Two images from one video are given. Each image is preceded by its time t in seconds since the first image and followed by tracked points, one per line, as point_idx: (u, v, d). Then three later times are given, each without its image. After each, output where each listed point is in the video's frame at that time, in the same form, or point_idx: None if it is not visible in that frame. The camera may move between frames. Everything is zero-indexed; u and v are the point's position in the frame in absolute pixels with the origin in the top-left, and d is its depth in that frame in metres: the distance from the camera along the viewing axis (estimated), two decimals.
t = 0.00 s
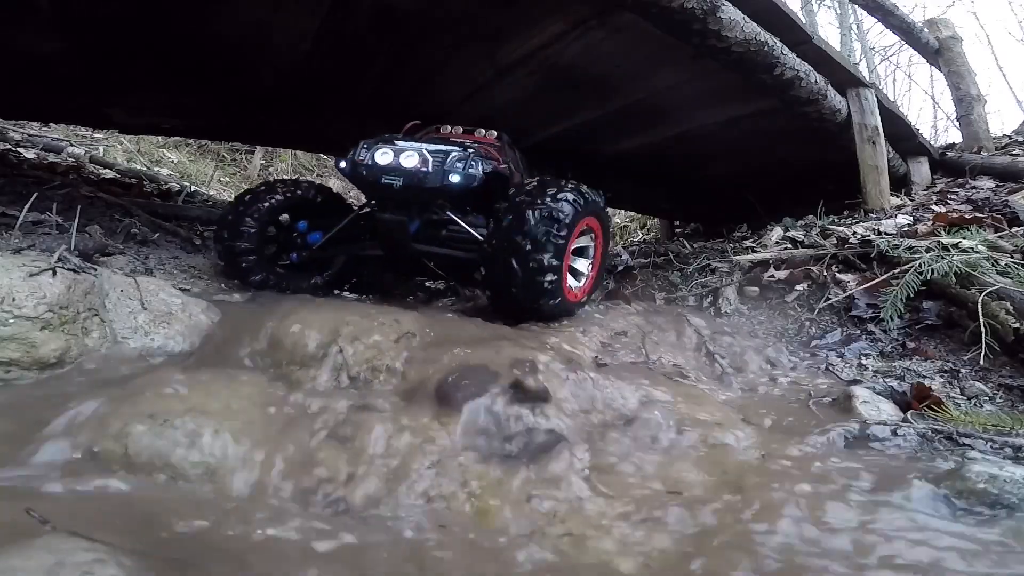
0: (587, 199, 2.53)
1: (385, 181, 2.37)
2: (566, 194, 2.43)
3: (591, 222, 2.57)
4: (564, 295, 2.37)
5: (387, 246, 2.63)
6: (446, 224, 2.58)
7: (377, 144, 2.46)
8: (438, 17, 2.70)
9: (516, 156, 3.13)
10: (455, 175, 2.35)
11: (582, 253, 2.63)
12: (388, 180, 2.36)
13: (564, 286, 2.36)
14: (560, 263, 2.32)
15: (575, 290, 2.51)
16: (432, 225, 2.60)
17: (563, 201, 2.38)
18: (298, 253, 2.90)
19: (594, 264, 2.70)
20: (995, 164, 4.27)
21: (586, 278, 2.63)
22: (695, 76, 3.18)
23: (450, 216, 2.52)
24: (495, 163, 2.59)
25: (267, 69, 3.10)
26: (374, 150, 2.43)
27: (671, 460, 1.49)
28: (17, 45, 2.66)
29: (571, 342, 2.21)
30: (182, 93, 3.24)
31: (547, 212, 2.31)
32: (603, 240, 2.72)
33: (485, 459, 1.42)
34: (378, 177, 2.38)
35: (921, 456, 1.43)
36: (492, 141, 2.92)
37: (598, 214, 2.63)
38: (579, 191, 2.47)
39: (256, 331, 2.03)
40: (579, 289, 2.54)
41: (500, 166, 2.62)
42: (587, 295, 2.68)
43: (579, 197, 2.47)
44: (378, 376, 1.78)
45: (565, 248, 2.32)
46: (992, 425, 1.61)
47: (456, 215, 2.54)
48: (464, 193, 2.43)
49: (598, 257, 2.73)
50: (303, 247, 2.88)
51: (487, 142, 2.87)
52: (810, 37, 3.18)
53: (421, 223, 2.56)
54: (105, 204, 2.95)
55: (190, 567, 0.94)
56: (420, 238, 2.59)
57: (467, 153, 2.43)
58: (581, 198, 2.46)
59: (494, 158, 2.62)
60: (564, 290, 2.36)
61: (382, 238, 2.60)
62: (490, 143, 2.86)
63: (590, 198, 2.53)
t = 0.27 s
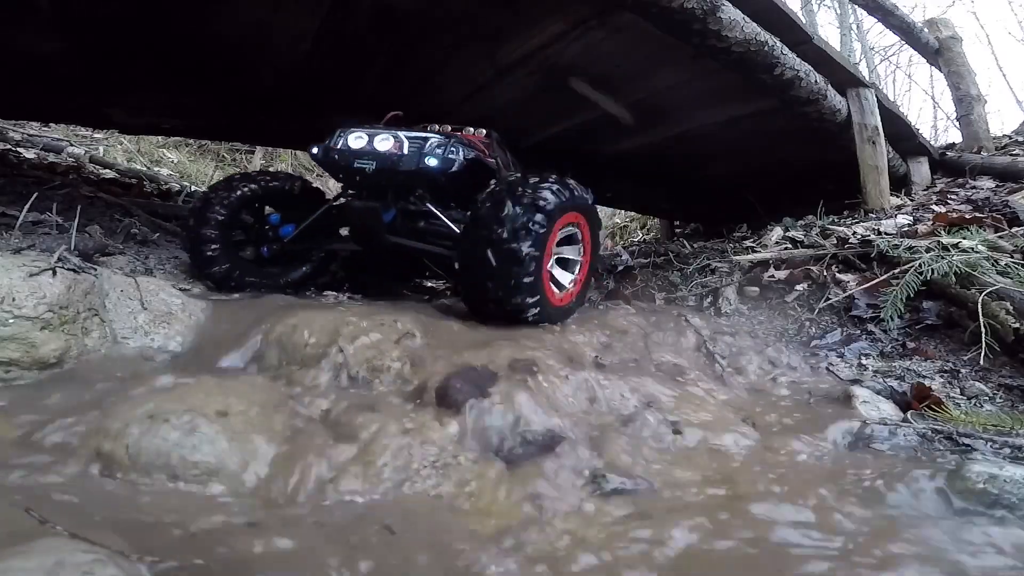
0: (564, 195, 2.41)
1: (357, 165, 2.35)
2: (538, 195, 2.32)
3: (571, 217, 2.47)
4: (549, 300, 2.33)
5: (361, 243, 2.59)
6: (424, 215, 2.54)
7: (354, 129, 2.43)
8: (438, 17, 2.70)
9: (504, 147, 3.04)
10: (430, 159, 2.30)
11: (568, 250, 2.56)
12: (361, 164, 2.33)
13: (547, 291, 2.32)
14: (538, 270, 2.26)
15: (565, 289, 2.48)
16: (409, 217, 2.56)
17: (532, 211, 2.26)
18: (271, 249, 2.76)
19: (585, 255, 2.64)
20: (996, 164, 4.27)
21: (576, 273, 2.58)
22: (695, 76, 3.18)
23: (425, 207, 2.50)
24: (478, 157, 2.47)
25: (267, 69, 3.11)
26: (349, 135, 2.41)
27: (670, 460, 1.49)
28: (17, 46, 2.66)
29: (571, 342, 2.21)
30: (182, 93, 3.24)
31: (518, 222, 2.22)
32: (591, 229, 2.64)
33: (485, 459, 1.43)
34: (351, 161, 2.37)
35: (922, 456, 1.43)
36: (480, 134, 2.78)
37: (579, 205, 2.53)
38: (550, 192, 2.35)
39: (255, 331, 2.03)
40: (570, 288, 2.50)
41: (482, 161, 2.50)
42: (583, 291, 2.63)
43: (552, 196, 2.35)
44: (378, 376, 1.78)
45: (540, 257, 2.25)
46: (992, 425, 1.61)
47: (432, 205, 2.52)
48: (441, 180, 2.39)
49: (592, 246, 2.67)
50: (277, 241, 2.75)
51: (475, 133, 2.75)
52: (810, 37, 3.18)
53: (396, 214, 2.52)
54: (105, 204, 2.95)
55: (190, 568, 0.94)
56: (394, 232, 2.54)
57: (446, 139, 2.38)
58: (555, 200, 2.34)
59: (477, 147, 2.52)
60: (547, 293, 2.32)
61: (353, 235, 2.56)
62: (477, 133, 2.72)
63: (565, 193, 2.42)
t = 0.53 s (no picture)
0: (520, 197, 2.15)
1: (311, 145, 2.20)
2: (493, 207, 2.08)
3: (535, 209, 2.25)
4: (533, 308, 2.25)
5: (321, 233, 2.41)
6: (391, 202, 2.31)
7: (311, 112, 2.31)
8: (438, 17, 2.70)
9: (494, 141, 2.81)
10: (389, 135, 2.17)
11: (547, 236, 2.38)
12: (315, 143, 2.19)
13: (529, 303, 2.24)
14: (510, 291, 2.12)
15: (553, 282, 2.40)
16: (373, 204, 2.33)
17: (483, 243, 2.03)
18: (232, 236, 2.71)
19: (567, 229, 2.46)
20: (996, 164, 4.27)
21: (561, 256, 2.44)
22: (695, 76, 3.18)
23: (391, 192, 2.27)
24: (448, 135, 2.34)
25: (267, 69, 3.11)
26: (307, 118, 2.30)
27: (670, 460, 1.49)
28: (17, 46, 2.66)
29: (571, 342, 2.21)
30: (181, 93, 3.24)
31: (470, 255, 2.03)
32: (566, 205, 2.41)
33: (485, 459, 1.43)
34: (306, 142, 2.23)
35: (921, 456, 1.43)
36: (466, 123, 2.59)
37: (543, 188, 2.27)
38: (500, 210, 2.08)
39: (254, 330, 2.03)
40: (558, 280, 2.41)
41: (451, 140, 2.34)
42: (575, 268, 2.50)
43: (506, 209, 2.09)
44: (378, 376, 1.78)
45: (507, 283, 2.10)
46: (992, 425, 1.61)
47: (399, 190, 2.29)
48: (404, 160, 2.23)
49: (574, 215, 2.47)
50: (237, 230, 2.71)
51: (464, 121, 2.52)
52: (809, 37, 3.18)
53: (360, 199, 2.31)
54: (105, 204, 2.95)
55: (191, 567, 0.94)
56: (357, 221, 2.33)
57: (412, 118, 2.24)
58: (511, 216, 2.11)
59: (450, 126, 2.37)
60: (530, 304, 2.24)
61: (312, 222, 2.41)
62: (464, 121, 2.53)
63: (516, 193, 2.13)
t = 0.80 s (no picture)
0: (480, 216, 1.92)
1: (281, 129, 2.11)
2: (457, 230, 1.88)
3: (504, 212, 2.06)
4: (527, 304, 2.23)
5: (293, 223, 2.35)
6: (367, 190, 2.25)
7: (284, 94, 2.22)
8: (438, 17, 2.70)
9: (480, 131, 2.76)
10: (362, 116, 2.07)
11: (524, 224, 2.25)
12: (285, 126, 2.10)
13: (522, 303, 2.19)
14: (498, 310, 2.03)
15: (541, 268, 2.35)
16: (348, 191, 2.26)
17: (454, 284, 1.89)
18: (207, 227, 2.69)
19: (541, 206, 2.31)
20: (996, 164, 4.27)
21: (543, 237, 2.34)
22: (695, 76, 3.18)
23: (367, 181, 2.22)
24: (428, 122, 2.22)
25: (267, 70, 3.11)
26: (279, 101, 2.21)
27: (671, 460, 1.49)
28: (17, 45, 2.66)
29: (571, 342, 2.21)
30: (181, 93, 3.23)
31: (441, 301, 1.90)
32: (531, 184, 2.19)
33: (485, 460, 1.43)
34: (275, 124, 2.13)
35: (922, 456, 1.43)
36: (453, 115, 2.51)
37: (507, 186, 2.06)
38: (465, 242, 1.89)
39: (254, 330, 2.03)
40: (544, 263, 2.36)
41: (431, 127, 2.25)
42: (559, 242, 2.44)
43: (472, 237, 1.90)
44: (378, 376, 1.78)
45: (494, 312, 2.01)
46: (992, 425, 1.61)
47: (376, 180, 2.25)
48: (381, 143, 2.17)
49: (544, 189, 2.31)
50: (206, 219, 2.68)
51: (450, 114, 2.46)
52: (809, 37, 3.18)
53: (333, 186, 2.23)
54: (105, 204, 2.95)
55: (191, 567, 0.94)
56: (329, 209, 2.27)
57: (389, 101, 2.14)
58: (478, 243, 1.92)
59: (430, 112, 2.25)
60: (523, 303, 2.20)
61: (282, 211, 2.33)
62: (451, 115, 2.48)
63: (472, 216, 1.90)
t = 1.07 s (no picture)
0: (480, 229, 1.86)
1: (263, 118, 2.06)
2: (457, 248, 1.83)
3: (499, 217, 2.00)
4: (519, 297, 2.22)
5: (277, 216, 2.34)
6: (353, 181, 2.27)
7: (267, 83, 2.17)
8: (439, 17, 2.70)
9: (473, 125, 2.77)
10: (344, 102, 2.00)
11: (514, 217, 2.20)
12: (267, 115, 2.05)
13: (516, 297, 2.19)
14: (501, 313, 2.04)
15: (529, 257, 2.33)
16: (332, 182, 2.27)
17: (463, 303, 1.86)
18: (194, 222, 2.61)
19: (527, 196, 2.23)
20: (995, 164, 4.27)
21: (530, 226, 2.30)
22: (695, 76, 3.18)
23: (353, 172, 2.25)
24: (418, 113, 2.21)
25: (267, 70, 3.11)
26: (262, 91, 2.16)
27: (671, 460, 1.49)
28: (17, 45, 2.66)
29: (571, 342, 2.21)
30: (181, 94, 3.23)
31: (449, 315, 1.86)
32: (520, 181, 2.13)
33: (485, 460, 1.43)
34: (256, 113, 2.08)
35: (921, 456, 1.43)
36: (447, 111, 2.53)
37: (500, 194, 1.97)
38: (469, 262, 1.84)
39: (253, 330, 2.02)
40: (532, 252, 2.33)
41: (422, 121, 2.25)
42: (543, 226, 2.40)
43: (475, 256, 1.85)
44: (378, 377, 1.78)
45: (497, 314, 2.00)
46: (992, 425, 1.61)
47: (362, 171, 2.28)
48: (368, 135, 2.14)
49: (529, 178, 2.22)
50: (193, 214, 2.60)
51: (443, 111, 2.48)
52: (809, 37, 3.18)
53: (317, 175, 2.23)
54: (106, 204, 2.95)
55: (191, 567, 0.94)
56: (313, 199, 2.26)
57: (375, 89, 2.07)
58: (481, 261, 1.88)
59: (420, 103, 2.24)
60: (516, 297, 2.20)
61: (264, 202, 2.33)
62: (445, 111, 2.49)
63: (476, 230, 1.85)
